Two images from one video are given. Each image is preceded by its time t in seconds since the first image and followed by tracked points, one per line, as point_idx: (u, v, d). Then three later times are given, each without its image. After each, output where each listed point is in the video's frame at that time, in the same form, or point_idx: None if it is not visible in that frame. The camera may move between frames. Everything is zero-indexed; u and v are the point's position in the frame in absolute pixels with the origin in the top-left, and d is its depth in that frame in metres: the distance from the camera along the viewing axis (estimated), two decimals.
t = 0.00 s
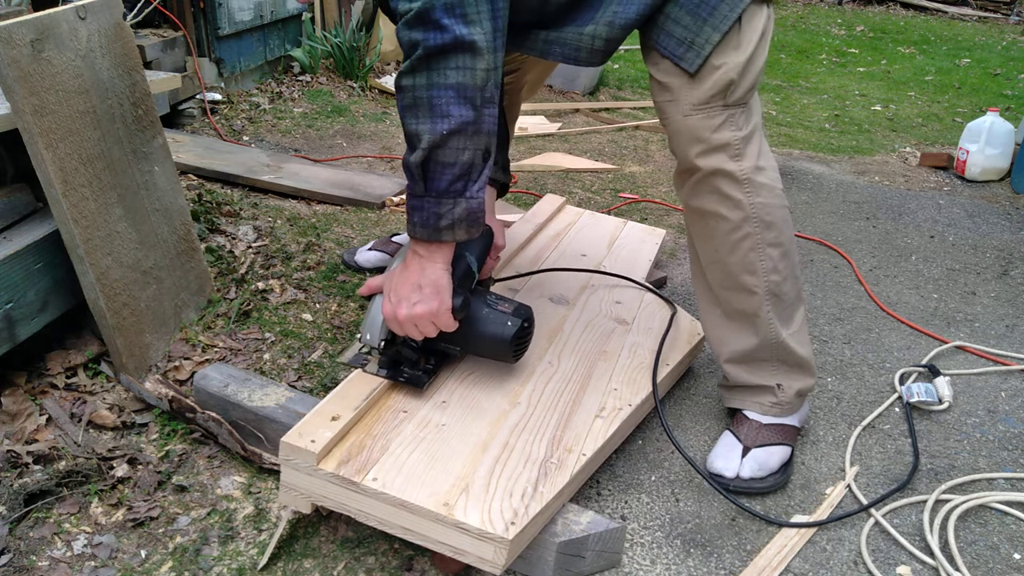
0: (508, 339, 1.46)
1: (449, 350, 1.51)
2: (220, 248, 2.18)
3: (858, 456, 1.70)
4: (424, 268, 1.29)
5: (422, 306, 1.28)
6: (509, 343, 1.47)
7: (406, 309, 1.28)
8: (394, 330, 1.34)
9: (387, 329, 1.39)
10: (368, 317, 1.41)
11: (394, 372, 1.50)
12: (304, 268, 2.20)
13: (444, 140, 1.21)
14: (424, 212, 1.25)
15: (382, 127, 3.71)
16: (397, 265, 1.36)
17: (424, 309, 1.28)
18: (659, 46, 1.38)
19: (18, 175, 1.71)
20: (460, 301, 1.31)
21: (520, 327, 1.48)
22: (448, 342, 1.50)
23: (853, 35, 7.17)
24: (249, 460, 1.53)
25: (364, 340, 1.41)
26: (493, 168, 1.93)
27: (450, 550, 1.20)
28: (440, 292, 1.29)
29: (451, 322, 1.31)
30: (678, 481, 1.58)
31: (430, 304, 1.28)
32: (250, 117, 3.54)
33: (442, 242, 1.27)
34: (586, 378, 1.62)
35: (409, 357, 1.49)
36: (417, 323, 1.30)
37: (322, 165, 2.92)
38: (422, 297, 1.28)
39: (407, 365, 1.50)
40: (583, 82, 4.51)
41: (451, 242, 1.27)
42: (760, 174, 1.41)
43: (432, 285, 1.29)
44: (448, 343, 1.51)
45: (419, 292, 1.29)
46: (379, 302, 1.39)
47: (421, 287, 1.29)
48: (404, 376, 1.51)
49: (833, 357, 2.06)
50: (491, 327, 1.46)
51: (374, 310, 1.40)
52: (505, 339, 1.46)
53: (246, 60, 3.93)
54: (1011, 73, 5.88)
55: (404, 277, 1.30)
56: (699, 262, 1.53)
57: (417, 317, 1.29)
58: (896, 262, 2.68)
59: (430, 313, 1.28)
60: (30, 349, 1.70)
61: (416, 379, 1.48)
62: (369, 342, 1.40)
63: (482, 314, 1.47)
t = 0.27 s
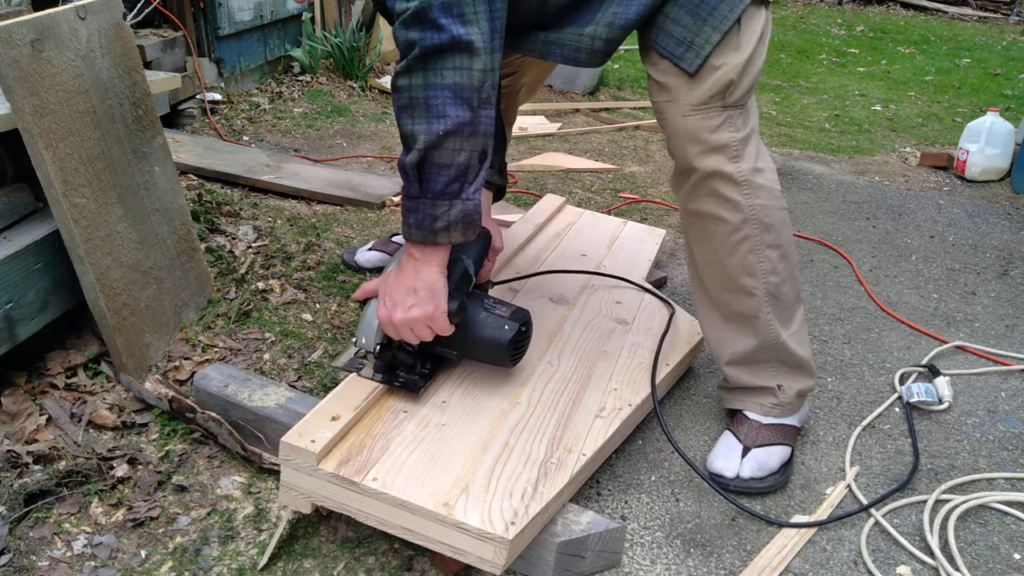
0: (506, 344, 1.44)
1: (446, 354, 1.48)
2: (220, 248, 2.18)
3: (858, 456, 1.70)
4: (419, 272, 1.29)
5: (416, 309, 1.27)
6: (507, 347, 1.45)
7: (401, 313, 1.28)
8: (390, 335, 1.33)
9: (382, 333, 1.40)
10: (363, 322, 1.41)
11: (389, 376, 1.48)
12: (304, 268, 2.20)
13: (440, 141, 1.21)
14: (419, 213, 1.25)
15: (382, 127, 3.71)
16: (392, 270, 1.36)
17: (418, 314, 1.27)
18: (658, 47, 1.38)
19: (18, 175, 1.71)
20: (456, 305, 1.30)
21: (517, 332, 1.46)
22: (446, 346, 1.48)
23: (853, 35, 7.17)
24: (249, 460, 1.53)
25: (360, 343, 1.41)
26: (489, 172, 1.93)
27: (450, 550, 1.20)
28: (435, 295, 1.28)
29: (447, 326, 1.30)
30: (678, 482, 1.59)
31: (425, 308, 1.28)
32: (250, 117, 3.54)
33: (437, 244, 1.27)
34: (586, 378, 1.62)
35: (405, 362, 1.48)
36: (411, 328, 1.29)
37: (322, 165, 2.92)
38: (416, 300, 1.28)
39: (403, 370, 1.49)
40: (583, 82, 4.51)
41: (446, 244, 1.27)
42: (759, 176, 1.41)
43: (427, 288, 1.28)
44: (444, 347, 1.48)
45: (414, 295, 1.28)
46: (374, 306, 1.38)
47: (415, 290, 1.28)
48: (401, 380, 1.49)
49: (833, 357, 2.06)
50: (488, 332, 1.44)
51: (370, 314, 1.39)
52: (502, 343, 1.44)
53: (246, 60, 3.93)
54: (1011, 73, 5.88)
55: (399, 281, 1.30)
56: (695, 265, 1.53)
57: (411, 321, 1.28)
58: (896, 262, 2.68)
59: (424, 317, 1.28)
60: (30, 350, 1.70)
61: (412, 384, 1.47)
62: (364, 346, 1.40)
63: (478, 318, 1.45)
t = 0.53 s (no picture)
0: (503, 349, 1.41)
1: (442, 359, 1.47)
2: (220, 248, 2.18)
3: (858, 456, 1.70)
4: (414, 275, 1.28)
5: (411, 314, 1.26)
6: (504, 352, 1.41)
7: (395, 318, 1.26)
8: (384, 339, 1.32)
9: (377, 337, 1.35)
10: (357, 326, 1.37)
11: (383, 382, 1.46)
12: (304, 268, 2.20)
13: (436, 142, 1.20)
14: (413, 216, 1.24)
15: (382, 127, 3.71)
16: (385, 272, 1.34)
17: (414, 318, 1.26)
18: (656, 48, 1.37)
19: (18, 174, 1.71)
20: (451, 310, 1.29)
21: (514, 337, 1.43)
22: (440, 351, 1.45)
23: (853, 35, 7.17)
24: (249, 460, 1.53)
25: (354, 348, 1.36)
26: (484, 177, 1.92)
27: (450, 550, 1.20)
28: (430, 299, 1.27)
29: (442, 331, 1.29)
30: (678, 482, 1.59)
31: (420, 312, 1.27)
32: (250, 117, 3.54)
33: (432, 247, 1.26)
34: (586, 378, 1.62)
35: (399, 367, 1.45)
36: (406, 333, 1.28)
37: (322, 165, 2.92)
38: (411, 305, 1.27)
39: (397, 376, 1.47)
40: (583, 82, 4.51)
41: (441, 247, 1.26)
42: (756, 179, 1.40)
43: (421, 292, 1.27)
44: (439, 351, 1.46)
45: (409, 300, 1.27)
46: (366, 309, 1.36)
47: (410, 294, 1.27)
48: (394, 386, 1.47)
49: (833, 357, 2.06)
50: (484, 335, 1.41)
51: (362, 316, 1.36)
52: (499, 348, 1.41)
53: (246, 60, 3.93)
54: (1011, 73, 5.88)
55: (393, 285, 1.28)
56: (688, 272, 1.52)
57: (405, 326, 1.27)
58: (896, 262, 2.68)
59: (419, 321, 1.27)
60: (30, 350, 1.70)
61: (406, 391, 1.45)
62: (358, 351, 1.36)
63: (474, 322, 1.42)
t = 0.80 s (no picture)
0: (496, 357, 1.39)
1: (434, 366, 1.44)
2: (220, 248, 2.18)
3: (858, 456, 1.70)
4: (405, 281, 1.25)
5: (401, 321, 1.23)
6: (498, 361, 1.39)
7: (386, 325, 1.24)
8: (376, 347, 1.30)
9: (367, 346, 1.35)
10: (350, 334, 1.36)
11: (375, 392, 1.43)
12: (304, 268, 2.20)
13: (428, 144, 1.19)
14: (406, 220, 1.22)
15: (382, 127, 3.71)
16: (378, 279, 1.31)
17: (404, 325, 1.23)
18: (655, 50, 1.37)
19: (18, 175, 1.71)
20: (444, 317, 1.26)
21: (508, 345, 1.41)
22: (433, 359, 1.43)
23: (853, 35, 7.17)
24: (249, 460, 1.53)
25: (344, 356, 1.36)
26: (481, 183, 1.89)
27: (450, 550, 1.20)
28: (422, 306, 1.24)
29: (435, 339, 1.26)
30: (678, 482, 1.59)
31: (411, 319, 1.23)
32: (250, 117, 3.54)
33: (424, 252, 1.23)
34: (586, 378, 1.62)
35: (391, 375, 1.43)
36: (397, 340, 1.25)
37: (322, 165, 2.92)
38: (402, 311, 1.23)
39: (390, 384, 1.44)
40: (583, 83, 4.51)
41: (434, 252, 1.23)
42: (753, 184, 1.40)
43: (413, 298, 1.24)
44: (432, 360, 1.44)
45: (400, 306, 1.24)
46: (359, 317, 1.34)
47: (401, 300, 1.24)
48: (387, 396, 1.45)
49: (833, 357, 2.06)
50: (477, 344, 1.39)
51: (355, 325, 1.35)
52: (493, 357, 1.39)
53: (246, 60, 3.93)
54: (1011, 73, 5.88)
55: (385, 291, 1.26)
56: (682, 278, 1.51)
57: (396, 333, 1.24)
58: (896, 262, 2.68)
59: (410, 328, 1.23)
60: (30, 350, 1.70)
61: (398, 399, 1.42)
62: (348, 359, 1.35)
63: (468, 330, 1.40)
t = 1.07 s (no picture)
0: (489, 365, 1.35)
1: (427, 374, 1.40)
2: (220, 248, 2.18)
3: (858, 456, 1.70)
4: (396, 287, 1.22)
5: (392, 328, 1.20)
6: (491, 369, 1.36)
7: (375, 332, 1.21)
8: (366, 355, 1.27)
9: (357, 354, 1.32)
10: (339, 341, 1.33)
11: (365, 401, 1.40)
12: (304, 268, 2.20)
13: (421, 146, 1.17)
14: (398, 223, 1.19)
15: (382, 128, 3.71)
16: (369, 284, 1.29)
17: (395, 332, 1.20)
18: (653, 52, 1.37)
19: (18, 175, 1.71)
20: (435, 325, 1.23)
21: (502, 353, 1.37)
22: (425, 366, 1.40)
23: (853, 35, 7.17)
24: (249, 460, 1.53)
25: (333, 363, 1.33)
26: (476, 189, 1.83)
27: (450, 550, 1.20)
28: (412, 313, 1.21)
29: (426, 347, 1.23)
30: (678, 482, 1.59)
31: (402, 326, 1.20)
32: (251, 117, 3.54)
33: (415, 257, 1.20)
34: (586, 378, 1.62)
35: (382, 385, 1.39)
36: (387, 347, 1.22)
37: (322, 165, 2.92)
38: (392, 318, 1.21)
39: (380, 393, 1.40)
40: (583, 83, 4.51)
41: (425, 257, 1.21)
42: (750, 189, 1.40)
43: (403, 304, 1.21)
44: (425, 367, 1.41)
45: (390, 313, 1.21)
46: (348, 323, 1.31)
47: (391, 307, 1.21)
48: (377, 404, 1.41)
49: (833, 357, 2.06)
50: (469, 352, 1.36)
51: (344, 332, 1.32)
52: (486, 366, 1.36)
53: (246, 60, 3.93)
54: (1011, 73, 5.88)
55: (375, 298, 1.23)
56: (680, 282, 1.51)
57: (387, 341, 1.21)
58: (896, 262, 2.68)
59: (401, 336, 1.21)
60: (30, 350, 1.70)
61: (389, 409, 1.38)
62: (337, 367, 1.33)
63: (461, 337, 1.36)
